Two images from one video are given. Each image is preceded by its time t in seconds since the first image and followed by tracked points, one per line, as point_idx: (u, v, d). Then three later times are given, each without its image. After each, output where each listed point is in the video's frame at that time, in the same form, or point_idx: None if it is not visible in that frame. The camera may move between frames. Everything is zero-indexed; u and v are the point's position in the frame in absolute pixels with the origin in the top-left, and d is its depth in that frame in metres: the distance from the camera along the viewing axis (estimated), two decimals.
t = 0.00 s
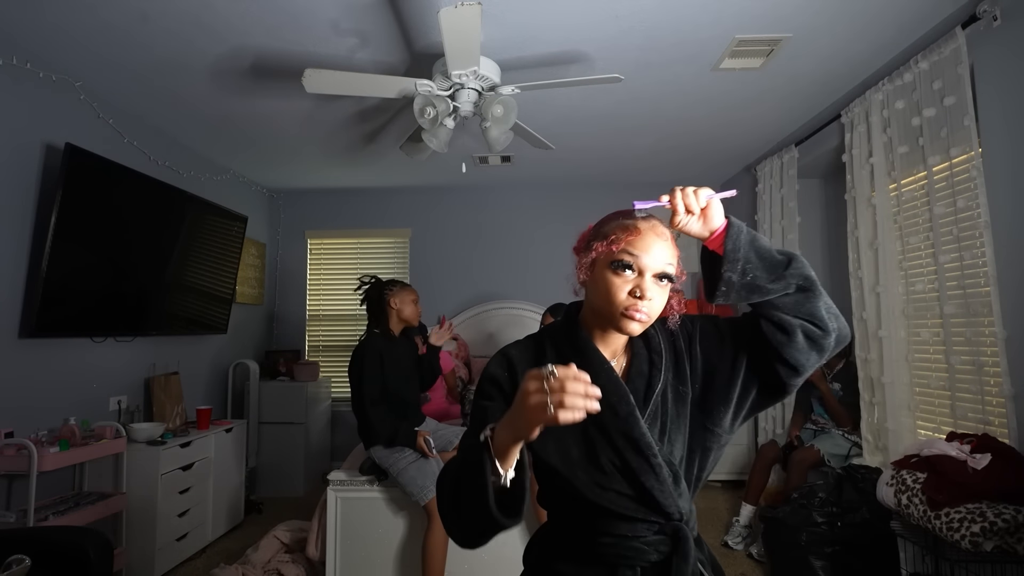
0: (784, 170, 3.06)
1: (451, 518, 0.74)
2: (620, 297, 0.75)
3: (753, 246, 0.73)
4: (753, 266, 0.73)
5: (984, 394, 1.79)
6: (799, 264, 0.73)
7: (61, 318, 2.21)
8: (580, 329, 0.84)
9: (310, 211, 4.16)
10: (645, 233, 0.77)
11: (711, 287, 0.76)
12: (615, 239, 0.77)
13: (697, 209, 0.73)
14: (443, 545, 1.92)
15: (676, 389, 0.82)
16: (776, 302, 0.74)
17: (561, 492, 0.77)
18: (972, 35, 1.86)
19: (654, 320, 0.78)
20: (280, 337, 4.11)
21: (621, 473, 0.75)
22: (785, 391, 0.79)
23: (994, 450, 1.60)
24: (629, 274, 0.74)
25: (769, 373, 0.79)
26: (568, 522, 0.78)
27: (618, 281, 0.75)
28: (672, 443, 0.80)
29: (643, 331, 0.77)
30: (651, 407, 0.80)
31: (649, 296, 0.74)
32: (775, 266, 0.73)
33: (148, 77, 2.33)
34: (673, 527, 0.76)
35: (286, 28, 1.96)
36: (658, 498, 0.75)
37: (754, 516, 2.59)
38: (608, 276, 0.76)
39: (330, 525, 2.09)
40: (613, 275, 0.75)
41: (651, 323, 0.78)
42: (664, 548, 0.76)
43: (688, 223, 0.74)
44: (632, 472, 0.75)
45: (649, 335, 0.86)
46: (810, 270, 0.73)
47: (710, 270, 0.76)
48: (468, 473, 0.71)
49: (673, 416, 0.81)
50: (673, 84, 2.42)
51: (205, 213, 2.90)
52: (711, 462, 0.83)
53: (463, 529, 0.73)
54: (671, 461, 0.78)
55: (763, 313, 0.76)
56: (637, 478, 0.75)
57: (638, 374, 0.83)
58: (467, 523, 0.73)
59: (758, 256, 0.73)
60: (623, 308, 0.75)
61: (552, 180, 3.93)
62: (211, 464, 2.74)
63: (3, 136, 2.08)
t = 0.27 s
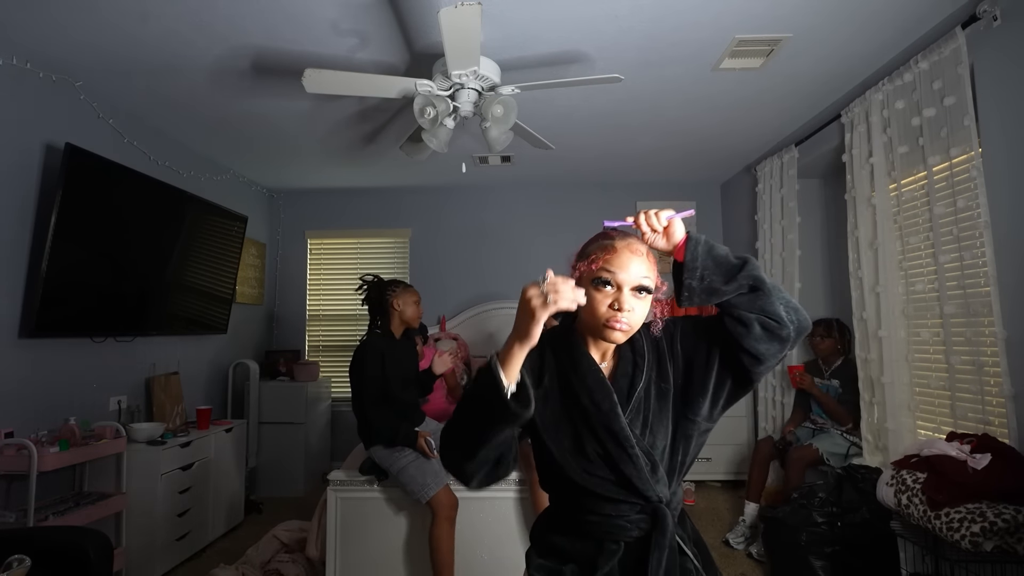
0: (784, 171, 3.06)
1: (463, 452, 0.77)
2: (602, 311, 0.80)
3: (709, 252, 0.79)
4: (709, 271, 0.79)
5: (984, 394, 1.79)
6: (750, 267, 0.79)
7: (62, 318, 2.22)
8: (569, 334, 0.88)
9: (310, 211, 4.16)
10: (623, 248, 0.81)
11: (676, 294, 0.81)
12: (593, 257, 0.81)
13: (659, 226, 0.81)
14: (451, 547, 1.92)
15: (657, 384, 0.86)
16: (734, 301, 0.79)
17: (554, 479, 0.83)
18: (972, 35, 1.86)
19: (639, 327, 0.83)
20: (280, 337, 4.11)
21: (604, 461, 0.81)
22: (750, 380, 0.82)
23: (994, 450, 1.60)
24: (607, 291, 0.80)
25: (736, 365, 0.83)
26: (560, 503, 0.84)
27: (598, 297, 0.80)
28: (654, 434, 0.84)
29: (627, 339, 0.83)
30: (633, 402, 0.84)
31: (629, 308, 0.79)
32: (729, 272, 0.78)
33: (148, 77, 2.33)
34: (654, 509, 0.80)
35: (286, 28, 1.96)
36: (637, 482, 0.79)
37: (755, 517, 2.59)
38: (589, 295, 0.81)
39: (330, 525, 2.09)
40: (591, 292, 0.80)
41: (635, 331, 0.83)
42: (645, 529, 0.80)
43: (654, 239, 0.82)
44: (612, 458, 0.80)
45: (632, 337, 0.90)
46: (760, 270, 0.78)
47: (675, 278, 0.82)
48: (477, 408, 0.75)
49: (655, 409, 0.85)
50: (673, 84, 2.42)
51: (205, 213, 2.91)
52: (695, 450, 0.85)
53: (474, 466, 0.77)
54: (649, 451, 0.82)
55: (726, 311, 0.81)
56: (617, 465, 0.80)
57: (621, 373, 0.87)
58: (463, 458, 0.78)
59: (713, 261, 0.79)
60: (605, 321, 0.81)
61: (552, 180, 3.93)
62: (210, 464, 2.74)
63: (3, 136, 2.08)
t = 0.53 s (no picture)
0: (784, 170, 3.06)
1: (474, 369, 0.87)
2: (598, 312, 0.92)
3: (710, 264, 0.86)
4: (708, 282, 0.86)
5: (984, 394, 1.79)
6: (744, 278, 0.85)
7: (61, 318, 2.21)
8: (572, 333, 0.99)
9: (310, 211, 4.16)
10: (613, 254, 0.93)
11: (676, 299, 0.89)
12: (587, 264, 0.94)
13: (666, 237, 0.87)
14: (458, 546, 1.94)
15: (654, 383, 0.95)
16: (727, 311, 0.87)
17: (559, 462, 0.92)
18: (972, 35, 1.86)
19: (633, 324, 0.95)
20: (280, 337, 4.11)
21: (603, 447, 0.89)
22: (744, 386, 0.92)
23: (994, 449, 1.61)
24: (601, 293, 0.92)
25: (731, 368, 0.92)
26: (561, 487, 0.92)
27: (593, 299, 0.92)
28: (650, 429, 0.92)
29: (622, 335, 0.94)
30: (631, 396, 0.93)
31: (621, 306, 0.91)
32: (726, 283, 0.85)
33: (149, 78, 2.33)
34: (648, 497, 0.87)
35: (286, 28, 1.97)
36: (633, 469, 0.87)
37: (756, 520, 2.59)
38: (585, 297, 0.93)
39: (330, 526, 2.09)
40: (587, 294, 0.93)
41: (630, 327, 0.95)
42: (639, 516, 0.87)
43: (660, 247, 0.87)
44: (611, 446, 0.88)
45: (632, 340, 0.99)
46: (753, 283, 0.85)
47: (677, 285, 0.90)
48: (503, 339, 0.86)
49: (651, 406, 0.93)
50: (673, 84, 2.42)
51: (205, 213, 2.91)
52: (687, 449, 0.93)
53: (479, 391, 0.86)
54: (645, 441, 0.90)
55: (723, 319, 0.88)
56: (614, 452, 0.88)
57: (622, 371, 0.96)
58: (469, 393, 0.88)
59: (712, 273, 0.86)
60: (601, 319, 0.92)
61: (552, 180, 3.93)
62: (210, 464, 2.74)
63: (3, 136, 2.08)
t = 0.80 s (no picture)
0: (784, 171, 3.06)
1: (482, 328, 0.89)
2: (604, 312, 0.93)
3: (712, 284, 0.91)
4: (711, 300, 0.91)
5: (984, 394, 1.79)
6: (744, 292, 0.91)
7: (61, 319, 2.21)
8: (581, 336, 1.00)
9: (310, 211, 4.16)
10: (613, 254, 0.94)
11: (682, 323, 0.93)
12: (589, 267, 0.95)
13: (669, 261, 0.93)
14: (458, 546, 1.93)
15: (663, 382, 0.95)
16: (732, 325, 0.91)
17: (567, 455, 0.92)
18: (972, 35, 1.85)
19: (640, 321, 0.95)
20: (280, 337, 4.11)
21: (613, 440, 0.89)
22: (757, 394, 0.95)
23: (994, 449, 1.61)
24: (604, 293, 0.93)
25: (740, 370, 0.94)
26: (568, 481, 0.92)
27: (598, 301, 0.93)
28: (659, 426, 0.92)
29: (631, 332, 0.94)
30: (641, 393, 0.93)
31: (626, 304, 0.92)
32: (728, 300, 0.90)
33: (148, 77, 2.33)
34: (655, 492, 0.87)
35: (286, 28, 1.97)
36: (643, 462, 0.87)
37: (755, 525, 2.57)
38: (590, 299, 0.94)
39: (330, 526, 2.09)
40: (593, 296, 0.94)
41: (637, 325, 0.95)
42: (647, 512, 0.87)
43: (662, 270, 0.93)
44: (621, 438, 0.89)
45: (638, 341, 0.99)
46: (755, 298, 0.90)
47: (681, 309, 0.94)
48: (515, 306, 0.89)
49: (660, 404, 0.94)
50: (673, 84, 2.42)
51: (205, 212, 2.90)
52: (695, 448, 0.94)
53: (483, 352, 0.88)
54: (654, 436, 0.91)
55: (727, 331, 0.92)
56: (624, 445, 0.89)
57: (631, 369, 0.95)
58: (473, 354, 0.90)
59: (714, 293, 0.91)
60: (608, 319, 0.93)
61: (552, 180, 3.93)
62: (210, 464, 2.74)
63: (3, 136, 2.08)
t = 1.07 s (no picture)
0: (784, 171, 3.06)
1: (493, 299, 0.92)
2: (609, 315, 0.93)
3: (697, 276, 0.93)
4: (698, 291, 0.92)
5: (984, 394, 1.79)
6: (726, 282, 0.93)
7: (61, 319, 2.21)
8: (585, 339, 1.00)
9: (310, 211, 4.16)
10: (612, 258, 0.95)
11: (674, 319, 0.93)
12: (589, 272, 0.96)
13: (652, 264, 0.95)
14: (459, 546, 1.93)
15: (668, 379, 0.96)
16: (721, 312, 0.92)
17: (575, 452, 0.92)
18: (972, 35, 1.85)
19: (643, 322, 0.96)
20: (280, 337, 4.11)
21: (621, 437, 0.90)
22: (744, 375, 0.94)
23: (994, 449, 1.61)
24: (608, 297, 0.94)
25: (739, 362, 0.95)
26: (576, 478, 0.92)
27: (603, 304, 0.94)
28: (664, 423, 0.93)
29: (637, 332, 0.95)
30: (647, 391, 0.93)
31: (630, 305, 0.93)
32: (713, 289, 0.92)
33: (148, 77, 2.33)
34: (663, 489, 0.88)
35: (286, 28, 1.97)
36: (651, 458, 0.88)
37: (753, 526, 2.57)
38: (593, 303, 0.95)
39: (330, 526, 2.09)
40: (598, 301, 0.94)
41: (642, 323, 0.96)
42: (656, 507, 0.87)
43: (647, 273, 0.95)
44: (629, 434, 0.89)
45: (643, 341, 1.00)
46: (736, 284, 0.92)
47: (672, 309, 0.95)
48: (527, 285, 0.92)
49: (665, 401, 0.94)
50: (673, 84, 2.42)
51: (205, 212, 2.90)
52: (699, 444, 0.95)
53: (491, 320, 0.90)
54: (661, 432, 0.91)
55: (718, 320, 0.93)
56: (633, 442, 0.89)
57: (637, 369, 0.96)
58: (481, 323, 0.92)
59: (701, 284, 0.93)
60: (614, 322, 0.93)
61: (552, 180, 3.93)
62: (210, 464, 2.74)
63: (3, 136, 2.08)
